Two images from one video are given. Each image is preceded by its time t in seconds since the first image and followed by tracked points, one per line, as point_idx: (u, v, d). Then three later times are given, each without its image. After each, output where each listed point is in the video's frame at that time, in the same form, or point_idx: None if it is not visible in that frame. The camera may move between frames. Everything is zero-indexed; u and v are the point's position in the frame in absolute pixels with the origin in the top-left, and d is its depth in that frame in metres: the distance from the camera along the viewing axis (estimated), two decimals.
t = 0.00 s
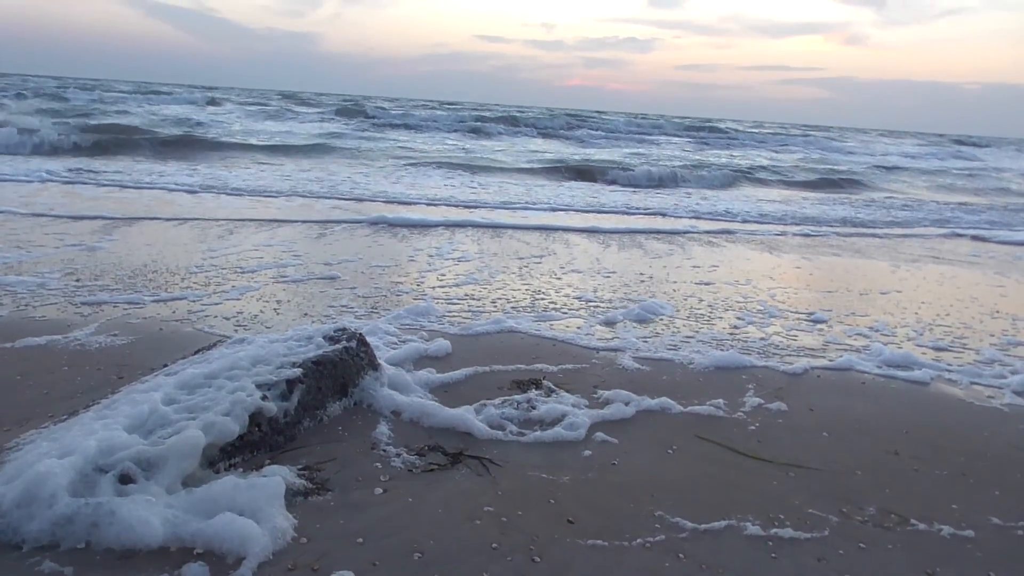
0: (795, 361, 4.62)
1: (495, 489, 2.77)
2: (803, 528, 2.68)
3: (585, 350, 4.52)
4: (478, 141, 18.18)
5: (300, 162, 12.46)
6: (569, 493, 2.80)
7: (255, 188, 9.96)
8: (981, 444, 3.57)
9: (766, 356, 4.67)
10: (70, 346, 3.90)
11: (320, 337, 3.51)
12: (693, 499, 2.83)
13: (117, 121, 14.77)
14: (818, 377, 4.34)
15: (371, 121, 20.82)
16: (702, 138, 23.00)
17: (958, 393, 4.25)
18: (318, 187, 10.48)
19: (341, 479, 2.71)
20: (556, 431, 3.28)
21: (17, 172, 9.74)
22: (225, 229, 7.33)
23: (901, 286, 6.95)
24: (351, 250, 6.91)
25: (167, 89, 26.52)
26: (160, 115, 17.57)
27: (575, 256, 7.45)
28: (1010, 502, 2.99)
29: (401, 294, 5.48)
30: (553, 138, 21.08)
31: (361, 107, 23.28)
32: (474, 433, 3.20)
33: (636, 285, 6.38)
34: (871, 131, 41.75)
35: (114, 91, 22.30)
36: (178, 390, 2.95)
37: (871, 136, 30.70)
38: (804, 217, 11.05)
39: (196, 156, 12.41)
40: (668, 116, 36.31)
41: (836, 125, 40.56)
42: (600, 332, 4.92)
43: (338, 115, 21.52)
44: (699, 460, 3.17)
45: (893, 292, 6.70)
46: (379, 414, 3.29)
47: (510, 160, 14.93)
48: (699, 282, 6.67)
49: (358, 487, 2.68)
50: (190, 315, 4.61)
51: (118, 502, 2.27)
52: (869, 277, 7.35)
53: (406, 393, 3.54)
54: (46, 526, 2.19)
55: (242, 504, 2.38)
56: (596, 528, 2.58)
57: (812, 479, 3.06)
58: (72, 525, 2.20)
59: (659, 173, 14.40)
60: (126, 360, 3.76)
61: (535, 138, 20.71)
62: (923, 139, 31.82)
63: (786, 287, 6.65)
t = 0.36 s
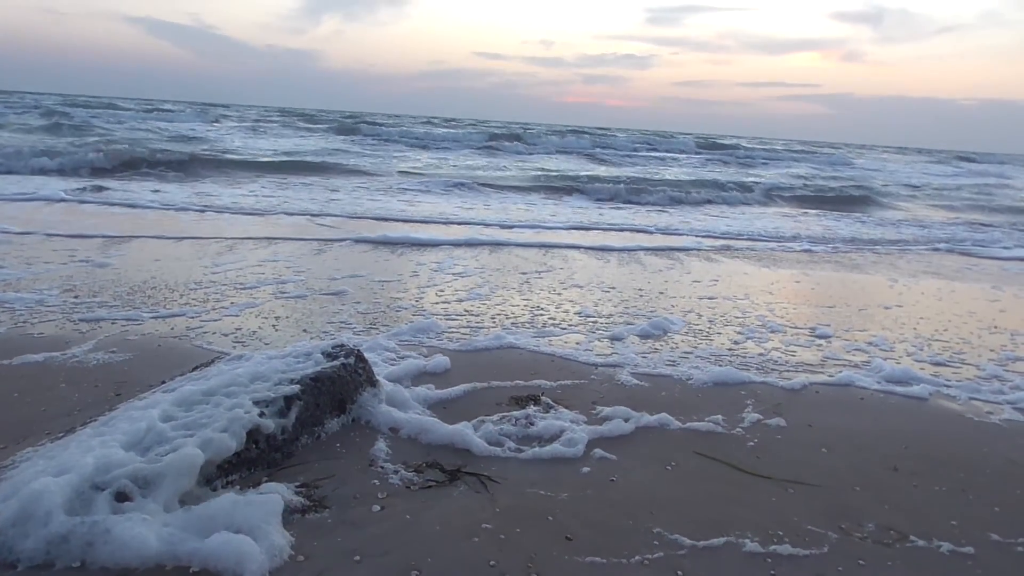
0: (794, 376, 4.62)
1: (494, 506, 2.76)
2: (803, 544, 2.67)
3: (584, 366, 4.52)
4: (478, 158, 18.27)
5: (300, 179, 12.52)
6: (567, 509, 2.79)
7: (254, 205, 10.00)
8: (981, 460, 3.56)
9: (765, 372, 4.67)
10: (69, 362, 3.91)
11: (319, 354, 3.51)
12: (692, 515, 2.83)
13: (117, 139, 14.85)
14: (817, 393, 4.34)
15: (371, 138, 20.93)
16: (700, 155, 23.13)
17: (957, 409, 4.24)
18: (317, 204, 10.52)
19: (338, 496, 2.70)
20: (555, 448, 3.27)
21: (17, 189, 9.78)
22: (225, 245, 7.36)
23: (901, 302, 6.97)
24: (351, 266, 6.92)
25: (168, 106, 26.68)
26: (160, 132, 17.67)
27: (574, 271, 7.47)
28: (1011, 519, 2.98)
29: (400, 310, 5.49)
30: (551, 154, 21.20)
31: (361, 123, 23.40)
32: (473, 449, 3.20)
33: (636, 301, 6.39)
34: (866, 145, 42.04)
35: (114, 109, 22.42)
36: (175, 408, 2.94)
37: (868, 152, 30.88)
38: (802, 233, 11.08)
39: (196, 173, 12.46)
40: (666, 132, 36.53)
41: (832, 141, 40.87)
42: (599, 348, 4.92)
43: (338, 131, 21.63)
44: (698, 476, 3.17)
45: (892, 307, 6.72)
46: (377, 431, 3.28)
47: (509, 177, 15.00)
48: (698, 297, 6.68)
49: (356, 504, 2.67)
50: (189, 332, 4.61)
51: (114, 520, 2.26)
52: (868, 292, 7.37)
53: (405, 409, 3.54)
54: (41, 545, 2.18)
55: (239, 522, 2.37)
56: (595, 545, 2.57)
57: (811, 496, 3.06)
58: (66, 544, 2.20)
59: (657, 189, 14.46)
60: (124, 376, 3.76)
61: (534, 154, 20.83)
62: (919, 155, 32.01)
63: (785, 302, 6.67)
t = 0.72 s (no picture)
0: (790, 390, 4.62)
1: (490, 524, 2.75)
2: (801, 560, 2.66)
3: (581, 382, 4.52)
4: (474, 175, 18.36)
5: (296, 199, 12.56)
6: (565, 527, 2.78)
7: (251, 226, 10.05)
8: (979, 473, 3.56)
9: (761, 386, 4.67)
10: (63, 384, 3.90)
11: (314, 372, 3.52)
12: (690, 531, 2.82)
13: (114, 160, 14.92)
14: (813, 407, 4.35)
15: (366, 156, 21.02)
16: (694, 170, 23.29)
17: (954, 421, 4.25)
18: (314, 224, 10.56)
19: (334, 516, 2.69)
20: (551, 464, 3.26)
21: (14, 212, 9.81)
22: (221, 265, 7.37)
23: (896, 314, 7.00)
24: (347, 284, 6.93)
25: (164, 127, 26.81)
26: (157, 154, 17.76)
27: (570, 287, 7.49)
28: (1010, 532, 2.97)
29: (396, 327, 5.49)
30: (547, 170, 21.33)
31: (356, 142, 23.54)
32: (469, 467, 3.19)
33: (632, 316, 6.40)
34: (860, 159, 42.38)
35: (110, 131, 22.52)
36: (170, 428, 2.94)
37: (861, 165, 31.16)
38: (797, 246, 11.14)
39: (193, 193, 12.50)
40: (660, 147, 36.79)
41: (825, 156, 41.22)
42: (595, 363, 4.93)
43: (334, 150, 21.73)
44: (695, 492, 3.16)
45: (888, 320, 6.74)
46: (373, 449, 3.28)
47: (505, 194, 15.08)
48: (695, 311, 6.69)
49: (352, 524, 2.66)
50: (184, 352, 4.61)
51: (107, 543, 2.23)
52: (863, 304, 7.40)
53: (401, 428, 3.53)
54: (33, 568, 2.11)
55: (233, 544, 2.37)
56: (593, 562, 2.56)
57: (808, 510, 3.05)
58: (59, 567, 2.13)
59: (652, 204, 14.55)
60: (119, 398, 3.75)
61: (530, 171, 20.96)
62: (911, 168, 32.28)
63: (781, 316, 6.69)
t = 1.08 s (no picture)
0: (786, 405, 4.62)
1: (486, 540, 2.74)
2: None
3: (577, 397, 4.52)
4: (470, 189, 18.43)
5: (293, 213, 12.58)
6: (560, 543, 2.77)
7: (247, 242, 10.04)
8: (975, 489, 3.56)
9: (757, 401, 4.67)
10: (56, 400, 3.88)
11: (309, 388, 3.51)
12: (686, 547, 2.81)
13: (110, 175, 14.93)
14: (809, 421, 4.35)
15: (363, 171, 21.09)
16: (689, 185, 23.42)
17: (950, 436, 4.26)
18: (311, 240, 10.58)
19: (328, 533, 2.68)
20: (547, 480, 3.25)
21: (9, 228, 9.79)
22: (217, 279, 7.37)
23: (891, 328, 7.03)
24: (343, 298, 6.93)
25: (161, 142, 26.89)
26: (154, 169, 17.77)
27: (566, 301, 7.50)
28: (1006, 548, 2.97)
29: (392, 342, 5.48)
30: (543, 185, 21.41)
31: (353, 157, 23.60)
32: (464, 482, 3.18)
33: (628, 330, 6.40)
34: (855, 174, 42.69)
35: (106, 146, 22.57)
36: (164, 444, 2.92)
37: (855, 180, 31.38)
38: (792, 261, 11.19)
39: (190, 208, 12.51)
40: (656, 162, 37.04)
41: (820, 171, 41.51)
42: (591, 378, 4.93)
43: (331, 164, 21.79)
44: (691, 507, 3.15)
45: (883, 334, 6.77)
46: (367, 465, 3.26)
47: (501, 209, 15.12)
48: (691, 326, 6.70)
49: (346, 540, 2.64)
50: (179, 367, 4.59)
51: (99, 560, 2.21)
52: (858, 319, 7.43)
53: (396, 443, 3.52)
54: None
55: (226, 562, 2.35)
56: None
57: (805, 526, 3.05)
58: None
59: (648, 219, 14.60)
60: (112, 414, 3.73)
61: (526, 185, 21.04)
62: (905, 183, 32.52)
63: (776, 330, 6.71)
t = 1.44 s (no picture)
0: (780, 419, 4.63)
1: (479, 555, 2.73)
2: None
3: (571, 411, 4.52)
4: (466, 203, 18.48)
5: (289, 226, 12.59)
6: (553, 558, 2.76)
7: (242, 256, 10.04)
8: (969, 503, 3.56)
9: (751, 415, 4.68)
10: (48, 415, 3.86)
11: (302, 402, 3.50)
12: (679, 562, 2.80)
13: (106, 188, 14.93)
14: (803, 435, 4.35)
15: (358, 184, 21.13)
16: (683, 198, 23.53)
17: (943, 450, 4.27)
18: (306, 254, 10.58)
19: (320, 548, 2.67)
20: (540, 494, 3.25)
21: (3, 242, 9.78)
22: (211, 293, 7.36)
23: (886, 341, 7.06)
24: (338, 311, 6.92)
25: (156, 156, 26.88)
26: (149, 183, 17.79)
27: (561, 313, 7.50)
28: (999, 562, 2.97)
29: (387, 356, 5.48)
30: (539, 198, 21.49)
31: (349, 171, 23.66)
32: (458, 498, 3.17)
33: (622, 343, 6.41)
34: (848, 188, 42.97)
35: (102, 160, 22.59)
36: (156, 460, 2.91)
37: (848, 193, 31.58)
38: (786, 275, 11.24)
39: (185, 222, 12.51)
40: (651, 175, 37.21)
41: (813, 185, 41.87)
42: (586, 392, 4.93)
43: (326, 177, 21.83)
44: (685, 522, 3.15)
45: (877, 347, 6.79)
46: (360, 480, 3.25)
47: (497, 223, 15.17)
48: (685, 339, 6.71)
49: (339, 556, 2.63)
50: (172, 382, 4.58)
51: None
52: (853, 332, 7.45)
53: (390, 458, 3.51)
54: None
55: None
56: None
57: (799, 540, 3.04)
58: None
59: (643, 233, 14.67)
60: (104, 429, 3.71)
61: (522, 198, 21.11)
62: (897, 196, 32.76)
63: (771, 343, 6.72)
